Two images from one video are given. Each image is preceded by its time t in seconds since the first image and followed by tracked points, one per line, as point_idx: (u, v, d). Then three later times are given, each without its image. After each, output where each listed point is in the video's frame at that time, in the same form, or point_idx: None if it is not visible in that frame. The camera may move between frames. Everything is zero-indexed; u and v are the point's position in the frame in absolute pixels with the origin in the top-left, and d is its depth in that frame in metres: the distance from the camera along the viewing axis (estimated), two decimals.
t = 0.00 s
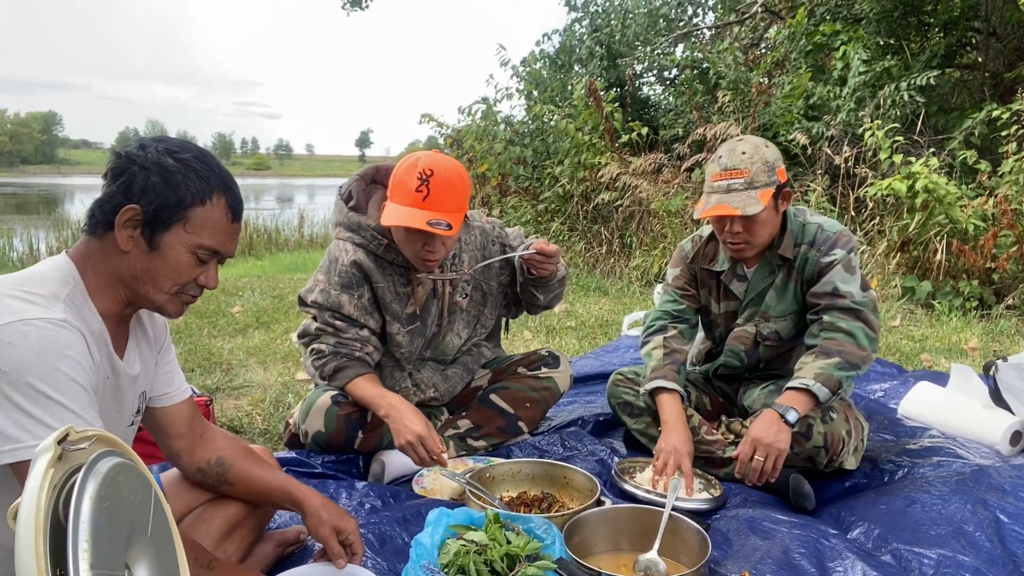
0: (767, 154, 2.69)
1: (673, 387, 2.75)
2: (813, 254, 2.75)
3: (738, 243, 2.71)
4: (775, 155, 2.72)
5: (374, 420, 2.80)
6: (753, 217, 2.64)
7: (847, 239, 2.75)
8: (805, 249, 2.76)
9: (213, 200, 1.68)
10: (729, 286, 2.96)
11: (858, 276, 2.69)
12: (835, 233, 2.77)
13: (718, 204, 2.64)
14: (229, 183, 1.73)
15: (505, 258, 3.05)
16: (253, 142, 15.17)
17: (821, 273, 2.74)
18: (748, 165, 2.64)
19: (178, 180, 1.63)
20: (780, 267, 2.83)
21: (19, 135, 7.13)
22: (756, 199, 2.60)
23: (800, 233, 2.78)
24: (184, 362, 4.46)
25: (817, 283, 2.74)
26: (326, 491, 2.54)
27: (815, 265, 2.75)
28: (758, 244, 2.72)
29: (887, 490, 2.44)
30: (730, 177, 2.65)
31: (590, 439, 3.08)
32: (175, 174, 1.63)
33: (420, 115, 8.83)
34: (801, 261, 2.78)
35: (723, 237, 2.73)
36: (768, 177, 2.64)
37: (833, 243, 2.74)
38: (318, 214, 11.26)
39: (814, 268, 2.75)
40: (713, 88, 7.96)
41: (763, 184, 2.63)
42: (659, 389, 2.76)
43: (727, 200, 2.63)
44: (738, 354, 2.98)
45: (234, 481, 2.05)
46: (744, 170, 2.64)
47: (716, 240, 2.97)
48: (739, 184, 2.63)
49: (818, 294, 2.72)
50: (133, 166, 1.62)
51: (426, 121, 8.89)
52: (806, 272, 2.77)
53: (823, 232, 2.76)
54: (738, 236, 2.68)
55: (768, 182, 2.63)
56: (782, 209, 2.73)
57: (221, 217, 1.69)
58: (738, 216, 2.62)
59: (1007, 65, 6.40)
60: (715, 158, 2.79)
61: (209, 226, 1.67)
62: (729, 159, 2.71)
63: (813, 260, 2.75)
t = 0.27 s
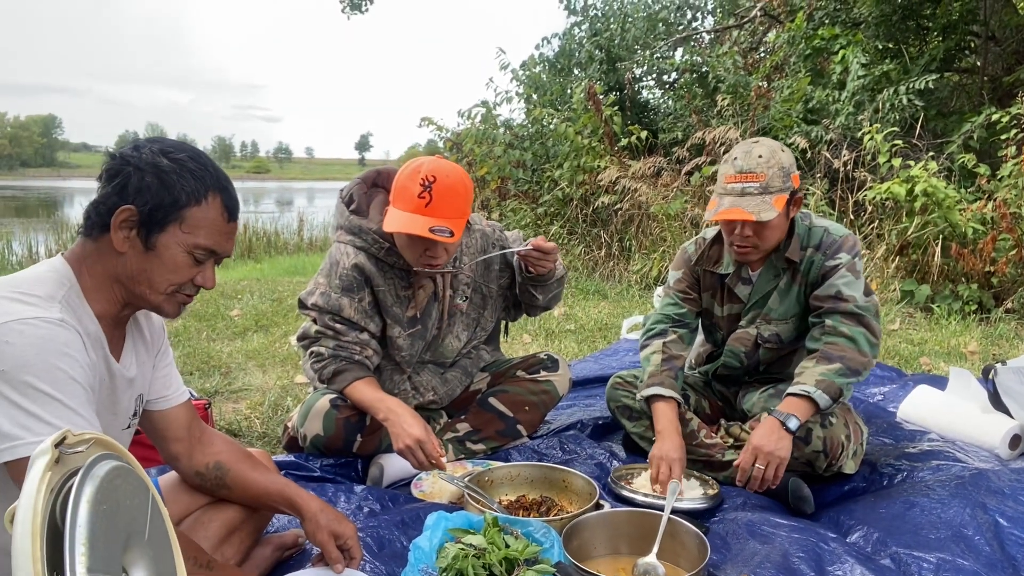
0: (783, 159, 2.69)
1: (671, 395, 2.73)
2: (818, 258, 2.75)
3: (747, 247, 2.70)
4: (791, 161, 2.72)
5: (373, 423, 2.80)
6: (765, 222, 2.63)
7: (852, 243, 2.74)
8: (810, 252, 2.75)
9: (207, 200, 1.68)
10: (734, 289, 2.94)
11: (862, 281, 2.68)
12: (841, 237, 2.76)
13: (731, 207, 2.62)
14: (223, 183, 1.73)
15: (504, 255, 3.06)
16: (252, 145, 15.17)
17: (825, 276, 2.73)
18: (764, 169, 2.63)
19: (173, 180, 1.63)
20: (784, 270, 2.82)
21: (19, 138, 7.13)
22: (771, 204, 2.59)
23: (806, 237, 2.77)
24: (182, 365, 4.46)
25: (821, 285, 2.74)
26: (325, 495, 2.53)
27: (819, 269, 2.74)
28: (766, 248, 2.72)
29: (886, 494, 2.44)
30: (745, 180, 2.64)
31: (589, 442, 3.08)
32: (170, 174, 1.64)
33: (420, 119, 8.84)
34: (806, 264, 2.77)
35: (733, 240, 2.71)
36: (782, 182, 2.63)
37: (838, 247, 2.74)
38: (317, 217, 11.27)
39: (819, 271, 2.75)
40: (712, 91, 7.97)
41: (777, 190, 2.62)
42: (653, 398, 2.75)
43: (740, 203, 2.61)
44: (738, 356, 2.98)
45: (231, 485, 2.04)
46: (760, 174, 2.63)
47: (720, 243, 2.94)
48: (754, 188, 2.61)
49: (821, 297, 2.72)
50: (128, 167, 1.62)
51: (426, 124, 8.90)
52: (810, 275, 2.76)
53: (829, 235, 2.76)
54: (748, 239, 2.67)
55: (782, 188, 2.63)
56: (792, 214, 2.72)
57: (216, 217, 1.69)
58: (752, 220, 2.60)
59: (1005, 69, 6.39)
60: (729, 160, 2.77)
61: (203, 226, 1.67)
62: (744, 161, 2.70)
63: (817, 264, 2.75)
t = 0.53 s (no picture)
0: (796, 165, 2.69)
1: (664, 388, 2.73)
2: (822, 264, 2.74)
3: (754, 250, 2.69)
4: (804, 167, 2.72)
5: (370, 427, 2.80)
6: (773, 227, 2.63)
7: (857, 251, 2.74)
8: (815, 258, 2.75)
9: (160, 172, 1.66)
10: (735, 291, 2.94)
11: (865, 290, 2.69)
12: (846, 244, 2.76)
13: (742, 209, 2.61)
14: (174, 151, 1.70)
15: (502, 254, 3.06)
16: (249, 149, 15.16)
17: (828, 283, 2.73)
18: (777, 173, 2.63)
19: (120, 161, 1.62)
20: (788, 275, 2.83)
21: (16, 142, 7.13)
22: (783, 209, 2.59)
23: (811, 243, 2.77)
24: (179, 369, 4.45)
25: (824, 292, 2.74)
26: (321, 499, 2.53)
27: (822, 276, 2.74)
28: (773, 252, 2.71)
29: (883, 498, 2.43)
30: (758, 183, 2.63)
31: (587, 446, 3.08)
32: (116, 157, 1.62)
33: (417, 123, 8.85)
34: (810, 270, 2.77)
35: (741, 242, 2.70)
36: (795, 188, 2.64)
37: (842, 255, 2.73)
38: (314, 221, 11.26)
39: (822, 278, 2.75)
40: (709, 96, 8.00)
41: (789, 196, 2.62)
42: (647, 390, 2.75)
43: (751, 206, 2.60)
44: (736, 358, 2.99)
45: (228, 490, 2.03)
46: (773, 178, 2.62)
47: (724, 244, 2.93)
48: (767, 192, 2.61)
49: (823, 303, 2.72)
50: (78, 162, 1.63)
51: (423, 128, 8.91)
52: (814, 281, 2.77)
53: (834, 242, 2.75)
54: (756, 242, 2.66)
55: (794, 194, 2.63)
56: (800, 220, 2.72)
57: (173, 187, 1.67)
58: (764, 224, 2.59)
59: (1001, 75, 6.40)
60: (743, 161, 2.76)
61: (163, 197, 1.65)
62: (758, 164, 2.69)
63: (821, 270, 2.75)
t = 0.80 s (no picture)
0: (802, 170, 2.70)
1: (665, 392, 2.73)
2: (823, 269, 2.75)
3: (758, 254, 2.69)
4: (809, 172, 2.73)
5: (366, 429, 2.79)
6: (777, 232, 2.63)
7: (858, 256, 2.75)
8: (816, 263, 2.76)
9: (113, 150, 1.67)
10: (736, 296, 2.95)
11: (864, 294, 2.70)
12: (846, 250, 2.77)
13: (748, 214, 2.62)
14: (125, 130, 1.71)
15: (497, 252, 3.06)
16: (245, 153, 15.15)
17: (828, 288, 2.74)
18: (783, 178, 2.63)
19: (72, 148, 1.64)
20: (788, 279, 2.83)
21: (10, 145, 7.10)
22: (788, 215, 2.59)
23: (812, 248, 2.78)
24: (174, 371, 4.43)
25: (823, 297, 2.75)
26: (317, 501, 2.52)
27: (823, 281, 2.75)
28: (775, 257, 2.72)
29: (879, 500, 2.44)
30: (764, 188, 2.63)
31: (583, 448, 3.07)
32: (68, 145, 1.64)
33: (413, 127, 8.85)
34: (811, 275, 2.78)
35: (743, 247, 2.70)
36: (800, 194, 2.64)
37: (843, 260, 2.75)
38: (310, 225, 11.25)
39: (822, 283, 2.76)
40: (704, 101, 8.04)
41: (795, 202, 2.63)
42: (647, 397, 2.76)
43: (757, 211, 2.61)
44: (734, 361, 3.00)
45: (222, 492, 2.03)
46: (778, 183, 2.63)
47: (725, 249, 2.94)
48: (773, 196, 2.61)
49: (823, 308, 2.73)
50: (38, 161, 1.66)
51: (419, 132, 8.91)
52: (814, 286, 2.78)
53: (835, 247, 2.76)
54: (760, 247, 2.66)
55: (800, 199, 2.63)
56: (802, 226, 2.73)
57: (129, 162, 1.68)
58: (770, 230, 2.60)
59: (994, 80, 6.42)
60: (748, 165, 2.77)
61: (120, 174, 1.66)
62: (763, 168, 2.69)
63: (821, 275, 2.76)
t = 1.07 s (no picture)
0: (800, 176, 2.70)
1: (662, 402, 2.73)
2: (819, 274, 2.76)
3: (755, 260, 2.69)
4: (807, 179, 2.73)
5: (361, 432, 2.78)
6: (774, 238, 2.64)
7: (854, 261, 2.76)
8: (812, 268, 2.77)
9: (102, 155, 1.65)
10: (733, 302, 2.94)
11: (860, 300, 2.71)
12: (842, 254, 2.78)
13: (746, 219, 2.62)
14: (113, 132, 1.69)
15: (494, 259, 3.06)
16: (239, 156, 15.12)
17: (824, 293, 2.75)
18: (781, 184, 2.64)
19: (58, 154, 1.62)
20: (785, 285, 2.84)
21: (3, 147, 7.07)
22: (786, 220, 2.60)
23: (808, 253, 2.78)
24: (167, 375, 4.41)
25: (820, 301, 2.76)
26: (312, 504, 2.51)
27: (819, 286, 2.76)
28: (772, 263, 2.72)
29: (875, 502, 2.44)
30: (762, 194, 2.64)
31: (579, 452, 3.07)
32: (55, 151, 1.62)
33: (409, 130, 8.85)
34: (807, 280, 2.79)
35: (740, 253, 2.70)
36: (798, 200, 2.64)
37: (839, 265, 2.75)
38: (305, 229, 11.23)
39: (818, 287, 2.77)
40: (699, 105, 8.07)
41: (793, 207, 2.63)
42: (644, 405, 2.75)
43: (755, 216, 2.61)
44: (730, 365, 3.00)
45: (217, 494, 2.01)
46: (777, 189, 2.63)
47: (721, 255, 2.93)
48: (771, 202, 2.61)
49: (819, 312, 2.74)
50: (25, 165, 1.64)
51: (414, 135, 8.91)
52: (810, 291, 2.78)
53: (831, 252, 2.77)
54: (757, 253, 2.66)
55: (798, 205, 2.63)
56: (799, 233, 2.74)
57: (118, 168, 1.66)
58: (768, 236, 2.60)
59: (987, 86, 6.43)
60: (745, 171, 2.77)
61: (111, 181, 1.65)
62: (761, 174, 2.70)
63: (817, 280, 2.76)
